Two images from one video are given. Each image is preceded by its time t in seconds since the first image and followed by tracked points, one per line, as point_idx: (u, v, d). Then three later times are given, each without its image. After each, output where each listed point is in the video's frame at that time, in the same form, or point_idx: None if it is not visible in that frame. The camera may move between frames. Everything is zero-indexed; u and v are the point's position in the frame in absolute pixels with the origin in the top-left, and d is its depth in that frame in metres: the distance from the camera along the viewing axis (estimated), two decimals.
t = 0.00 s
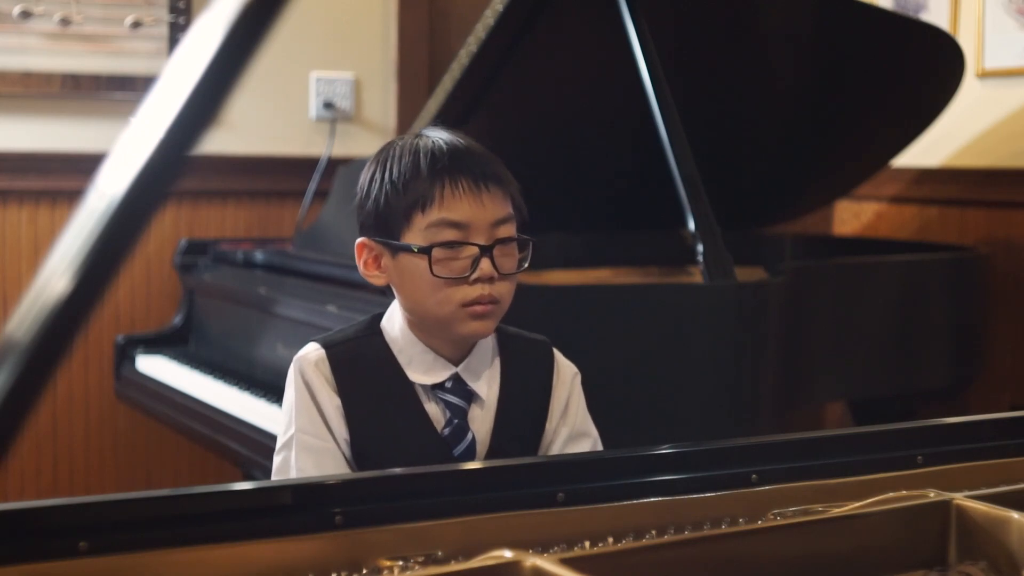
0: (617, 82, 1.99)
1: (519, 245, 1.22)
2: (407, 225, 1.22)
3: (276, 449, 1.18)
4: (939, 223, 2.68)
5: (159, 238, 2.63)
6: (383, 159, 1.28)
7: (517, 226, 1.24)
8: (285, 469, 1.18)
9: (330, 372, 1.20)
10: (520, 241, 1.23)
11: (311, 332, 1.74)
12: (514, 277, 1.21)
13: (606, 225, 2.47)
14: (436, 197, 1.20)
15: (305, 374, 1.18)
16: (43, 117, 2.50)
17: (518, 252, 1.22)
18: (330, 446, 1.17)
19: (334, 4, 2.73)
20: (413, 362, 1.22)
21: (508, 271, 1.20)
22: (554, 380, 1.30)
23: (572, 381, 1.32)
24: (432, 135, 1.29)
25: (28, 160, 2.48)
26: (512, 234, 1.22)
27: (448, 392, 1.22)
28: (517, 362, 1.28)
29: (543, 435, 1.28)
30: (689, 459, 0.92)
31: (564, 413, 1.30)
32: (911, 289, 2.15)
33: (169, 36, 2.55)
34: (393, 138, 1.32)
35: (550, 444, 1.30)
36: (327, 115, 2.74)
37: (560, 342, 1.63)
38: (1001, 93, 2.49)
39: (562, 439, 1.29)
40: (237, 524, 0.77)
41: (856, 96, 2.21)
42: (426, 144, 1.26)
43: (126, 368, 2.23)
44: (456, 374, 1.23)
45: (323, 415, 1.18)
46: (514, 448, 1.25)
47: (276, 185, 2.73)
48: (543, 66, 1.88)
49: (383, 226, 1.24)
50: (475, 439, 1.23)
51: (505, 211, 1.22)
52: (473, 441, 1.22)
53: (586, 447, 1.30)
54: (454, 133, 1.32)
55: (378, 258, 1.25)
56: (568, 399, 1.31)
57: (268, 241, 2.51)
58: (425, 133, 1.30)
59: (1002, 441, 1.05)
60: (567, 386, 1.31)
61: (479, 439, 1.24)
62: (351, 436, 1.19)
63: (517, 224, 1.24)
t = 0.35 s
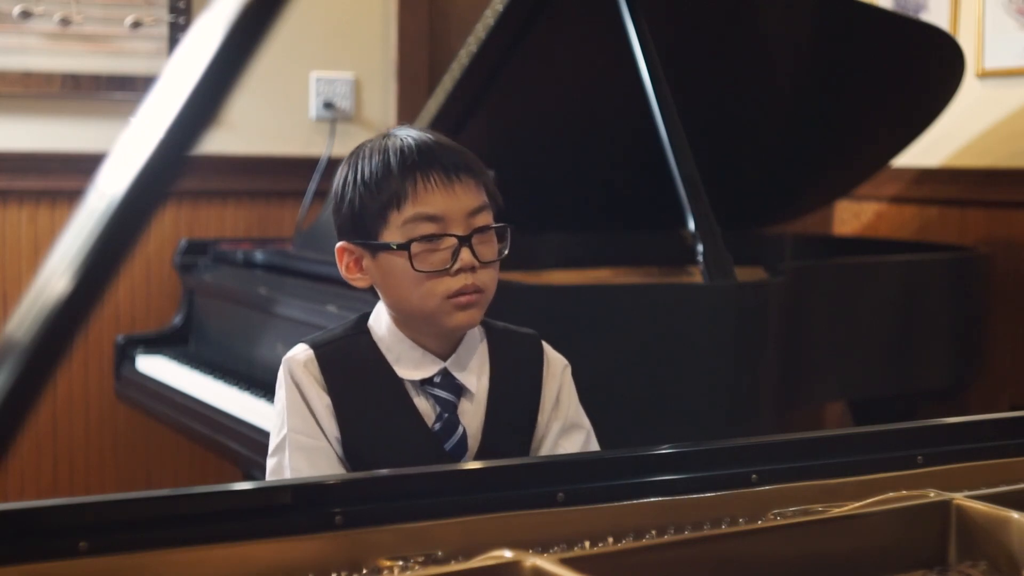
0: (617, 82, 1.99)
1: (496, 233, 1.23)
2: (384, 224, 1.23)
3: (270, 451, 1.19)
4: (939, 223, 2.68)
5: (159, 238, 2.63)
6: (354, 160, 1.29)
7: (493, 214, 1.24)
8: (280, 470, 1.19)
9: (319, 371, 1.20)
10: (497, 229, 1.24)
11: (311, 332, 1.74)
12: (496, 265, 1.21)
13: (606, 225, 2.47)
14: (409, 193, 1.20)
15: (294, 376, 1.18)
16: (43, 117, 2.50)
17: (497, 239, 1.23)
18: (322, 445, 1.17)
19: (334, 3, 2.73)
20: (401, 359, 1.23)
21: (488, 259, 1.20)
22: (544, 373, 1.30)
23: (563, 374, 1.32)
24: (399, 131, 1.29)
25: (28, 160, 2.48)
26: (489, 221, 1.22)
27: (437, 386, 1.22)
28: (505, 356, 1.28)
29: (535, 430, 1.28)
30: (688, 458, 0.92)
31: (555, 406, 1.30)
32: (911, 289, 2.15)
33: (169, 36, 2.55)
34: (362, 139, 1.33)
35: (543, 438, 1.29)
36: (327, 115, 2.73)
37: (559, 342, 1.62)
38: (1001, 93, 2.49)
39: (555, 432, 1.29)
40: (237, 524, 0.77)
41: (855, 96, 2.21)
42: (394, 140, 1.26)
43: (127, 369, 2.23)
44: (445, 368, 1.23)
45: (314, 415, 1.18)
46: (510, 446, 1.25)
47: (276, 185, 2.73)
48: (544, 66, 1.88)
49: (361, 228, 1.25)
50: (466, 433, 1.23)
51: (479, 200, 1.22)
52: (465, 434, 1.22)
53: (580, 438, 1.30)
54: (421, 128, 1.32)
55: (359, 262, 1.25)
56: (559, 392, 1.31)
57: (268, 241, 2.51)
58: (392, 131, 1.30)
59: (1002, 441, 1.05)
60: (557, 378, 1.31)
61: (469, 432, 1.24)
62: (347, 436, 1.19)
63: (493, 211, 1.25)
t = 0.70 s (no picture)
0: (617, 82, 1.99)
1: (480, 225, 1.23)
2: (367, 221, 1.23)
3: (263, 452, 1.18)
4: (939, 223, 2.68)
5: (159, 239, 2.63)
6: (335, 160, 1.29)
7: (475, 206, 1.24)
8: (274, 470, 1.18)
9: (312, 371, 1.19)
10: (481, 221, 1.25)
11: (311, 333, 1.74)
12: (481, 256, 1.22)
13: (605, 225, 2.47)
14: (391, 188, 1.21)
15: (288, 375, 1.18)
16: (42, 117, 2.50)
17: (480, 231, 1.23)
18: (317, 445, 1.17)
19: (334, 3, 2.73)
20: (393, 357, 1.23)
21: (473, 251, 1.21)
22: (534, 371, 1.30)
23: (552, 374, 1.32)
24: (379, 130, 1.29)
25: (28, 160, 2.47)
26: (472, 213, 1.23)
27: (430, 382, 1.22)
28: (497, 352, 1.28)
29: (527, 429, 1.28)
30: (688, 458, 0.92)
31: (546, 404, 1.30)
32: (910, 289, 2.15)
33: (169, 36, 2.55)
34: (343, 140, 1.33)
35: (536, 437, 1.30)
36: (327, 115, 2.73)
37: (558, 343, 1.62)
38: (1001, 93, 2.49)
39: (548, 431, 1.29)
40: (236, 524, 0.77)
41: (855, 96, 2.21)
42: (373, 138, 1.26)
43: (126, 369, 2.22)
44: (437, 364, 1.23)
45: (308, 414, 1.18)
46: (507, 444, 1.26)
47: (276, 185, 2.73)
48: (544, 66, 1.88)
49: (345, 227, 1.25)
50: (460, 429, 1.23)
51: (461, 192, 1.23)
52: (458, 429, 1.23)
53: (571, 437, 1.31)
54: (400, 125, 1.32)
55: (345, 261, 1.25)
56: (549, 389, 1.31)
57: (268, 241, 2.51)
58: (372, 130, 1.30)
59: (1001, 441, 1.05)
60: (548, 376, 1.31)
61: (463, 428, 1.24)
62: (344, 435, 1.19)
63: (475, 204, 1.25)
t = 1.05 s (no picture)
0: (617, 82, 2.00)
1: (470, 216, 1.24)
2: (357, 216, 1.23)
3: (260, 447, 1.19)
4: (939, 223, 2.68)
5: (159, 239, 2.63)
6: (323, 158, 1.29)
7: (464, 198, 1.25)
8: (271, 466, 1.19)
9: (308, 367, 1.20)
10: (471, 213, 1.25)
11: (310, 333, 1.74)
12: (473, 247, 1.22)
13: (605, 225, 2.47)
14: (379, 181, 1.21)
15: (284, 371, 1.18)
16: (42, 117, 2.50)
17: (471, 222, 1.24)
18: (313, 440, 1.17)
19: (334, 4, 2.73)
20: (388, 352, 1.23)
21: (464, 241, 1.21)
22: (529, 369, 1.30)
23: (547, 372, 1.32)
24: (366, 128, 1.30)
25: (28, 160, 2.47)
26: (461, 204, 1.23)
27: (424, 376, 1.23)
28: (491, 348, 1.28)
29: (524, 428, 1.28)
30: (688, 458, 0.92)
31: (541, 403, 1.30)
32: (910, 289, 2.15)
33: (169, 36, 2.55)
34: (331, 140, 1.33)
35: (532, 437, 1.30)
36: (327, 115, 2.73)
37: (558, 343, 1.62)
38: (1001, 93, 2.49)
39: (544, 430, 1.30)
40: (237, 524, 0.77)
41: (855, 96, 2.21)
42: (361, 134, 1.26)
43: (126, 369, 2.22)
44: (432, 358, 1.23)
45: (305, 410, 1.18)
46: (505, 442, 1.26)
47: (276, 185, 2.73)
48: (544, 66, 1.88)
49: (335, 222, 1.25)
50: (455, 424, 1.23)
51: (449, 184, 1.23)
52: (453, 424, 1.23)
53: (568, 436, 1.31)
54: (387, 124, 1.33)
55: (338, 258, 1.26)
56: (544, 388, 1.31)
57: (268, 240, 2.51)
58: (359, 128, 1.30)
59: (1001, 442, 1.05)
60: (542, 375, 1.31)
61: (458, 422, 1.24)
62: (342, 432, 1.19)
63: (464, 196, 1.26)
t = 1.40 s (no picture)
0: (617, 82, 2.00)
1: (463, 209, 1.24)
2: (351, 211, 1.22)
3: (257, 446, 1.19)
4: (938, 223, 2.68)
5: (159, 239, 2.63)
6: (316, 157, 1.29)
7: (457, 191, 1.25)
8: (268, 464, 1.19)
9: (304, 364, 1.20)
10: (465, 206, 1.25)
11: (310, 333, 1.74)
12: (467, 239, 1.22)
13: (605, 225, 2.47)
14: (372, 175, 1.21)
15: (280, 368, 1.19)
16: (42, 117, 2.50)
17: (464, 215, 1.24)
18: (310, 436, 1.17)
19: (334, 3, 2.73)
20: (383, 349, 1.23)
21: (458, 234, 1.21)
22: (523, 365, 1.30)
23: (542, 368, 1.32)
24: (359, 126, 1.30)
25: (28, 160, 2.47)
26: (454, 198, 1.23)
27: (420, 371, 1.22)
28: (486, 345, 1.28)
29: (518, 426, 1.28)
30: (688, 458, 0.92)
31: (536, 400, 1.30)
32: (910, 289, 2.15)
33: (169, 36, 2.55)
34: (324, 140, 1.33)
35: (527, 434, 1.29)
36: (327, 115, 2.73)
37: (557, 342, 1.62)
38: (1001, 93, 2.49)
39: (539, 427, 1.29)
40: (237, 524, 0.77)
41: (854, 95, 2.21)
42: (353, 132, 1.26)
43: (126, 369, 2.22)
44: (427, 354, 1.23)
45: (301, 407, 1.18)
46: (502, 440, 1.26)
47: (276, 185, 2.73)
48: (544, 66, 1.88)
49: (328, 219, 1.25)
50: (451, 420, 1.23)
51: (442, 177, 1.23)
52: (449, 420, 1.22)
53: (564, 433, 1.30)
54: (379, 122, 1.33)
55: (333, 255, 1.26)
56: (538, 385, 1.31)
57: (267, 240, 2.51)
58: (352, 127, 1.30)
59: (1001, 442, 1.05)
60: (537, 371, 1.31)
61: (454, 418, 1.24)
62: (339, 431, 1.19)
63: (457, 190, 1.26)
